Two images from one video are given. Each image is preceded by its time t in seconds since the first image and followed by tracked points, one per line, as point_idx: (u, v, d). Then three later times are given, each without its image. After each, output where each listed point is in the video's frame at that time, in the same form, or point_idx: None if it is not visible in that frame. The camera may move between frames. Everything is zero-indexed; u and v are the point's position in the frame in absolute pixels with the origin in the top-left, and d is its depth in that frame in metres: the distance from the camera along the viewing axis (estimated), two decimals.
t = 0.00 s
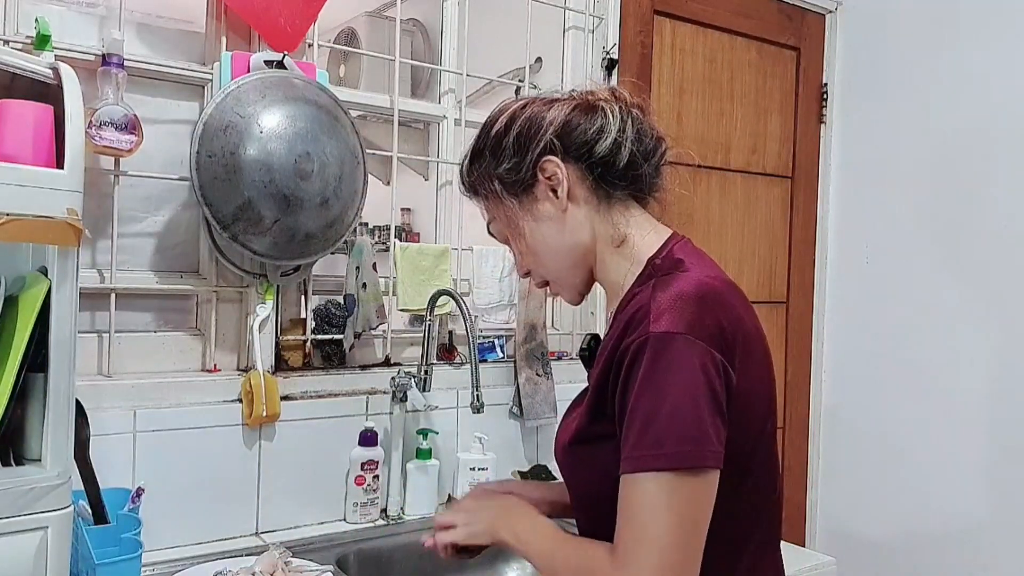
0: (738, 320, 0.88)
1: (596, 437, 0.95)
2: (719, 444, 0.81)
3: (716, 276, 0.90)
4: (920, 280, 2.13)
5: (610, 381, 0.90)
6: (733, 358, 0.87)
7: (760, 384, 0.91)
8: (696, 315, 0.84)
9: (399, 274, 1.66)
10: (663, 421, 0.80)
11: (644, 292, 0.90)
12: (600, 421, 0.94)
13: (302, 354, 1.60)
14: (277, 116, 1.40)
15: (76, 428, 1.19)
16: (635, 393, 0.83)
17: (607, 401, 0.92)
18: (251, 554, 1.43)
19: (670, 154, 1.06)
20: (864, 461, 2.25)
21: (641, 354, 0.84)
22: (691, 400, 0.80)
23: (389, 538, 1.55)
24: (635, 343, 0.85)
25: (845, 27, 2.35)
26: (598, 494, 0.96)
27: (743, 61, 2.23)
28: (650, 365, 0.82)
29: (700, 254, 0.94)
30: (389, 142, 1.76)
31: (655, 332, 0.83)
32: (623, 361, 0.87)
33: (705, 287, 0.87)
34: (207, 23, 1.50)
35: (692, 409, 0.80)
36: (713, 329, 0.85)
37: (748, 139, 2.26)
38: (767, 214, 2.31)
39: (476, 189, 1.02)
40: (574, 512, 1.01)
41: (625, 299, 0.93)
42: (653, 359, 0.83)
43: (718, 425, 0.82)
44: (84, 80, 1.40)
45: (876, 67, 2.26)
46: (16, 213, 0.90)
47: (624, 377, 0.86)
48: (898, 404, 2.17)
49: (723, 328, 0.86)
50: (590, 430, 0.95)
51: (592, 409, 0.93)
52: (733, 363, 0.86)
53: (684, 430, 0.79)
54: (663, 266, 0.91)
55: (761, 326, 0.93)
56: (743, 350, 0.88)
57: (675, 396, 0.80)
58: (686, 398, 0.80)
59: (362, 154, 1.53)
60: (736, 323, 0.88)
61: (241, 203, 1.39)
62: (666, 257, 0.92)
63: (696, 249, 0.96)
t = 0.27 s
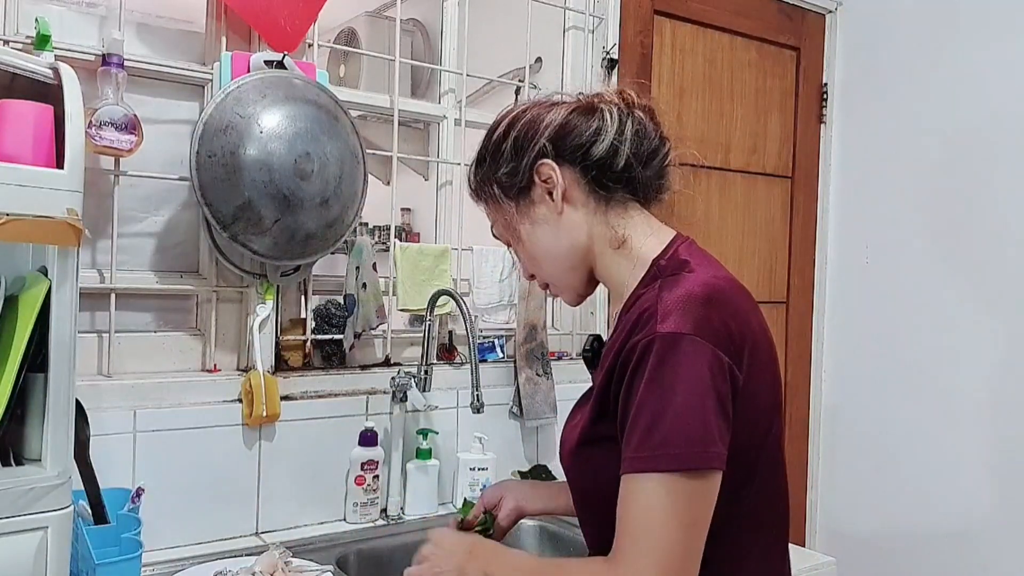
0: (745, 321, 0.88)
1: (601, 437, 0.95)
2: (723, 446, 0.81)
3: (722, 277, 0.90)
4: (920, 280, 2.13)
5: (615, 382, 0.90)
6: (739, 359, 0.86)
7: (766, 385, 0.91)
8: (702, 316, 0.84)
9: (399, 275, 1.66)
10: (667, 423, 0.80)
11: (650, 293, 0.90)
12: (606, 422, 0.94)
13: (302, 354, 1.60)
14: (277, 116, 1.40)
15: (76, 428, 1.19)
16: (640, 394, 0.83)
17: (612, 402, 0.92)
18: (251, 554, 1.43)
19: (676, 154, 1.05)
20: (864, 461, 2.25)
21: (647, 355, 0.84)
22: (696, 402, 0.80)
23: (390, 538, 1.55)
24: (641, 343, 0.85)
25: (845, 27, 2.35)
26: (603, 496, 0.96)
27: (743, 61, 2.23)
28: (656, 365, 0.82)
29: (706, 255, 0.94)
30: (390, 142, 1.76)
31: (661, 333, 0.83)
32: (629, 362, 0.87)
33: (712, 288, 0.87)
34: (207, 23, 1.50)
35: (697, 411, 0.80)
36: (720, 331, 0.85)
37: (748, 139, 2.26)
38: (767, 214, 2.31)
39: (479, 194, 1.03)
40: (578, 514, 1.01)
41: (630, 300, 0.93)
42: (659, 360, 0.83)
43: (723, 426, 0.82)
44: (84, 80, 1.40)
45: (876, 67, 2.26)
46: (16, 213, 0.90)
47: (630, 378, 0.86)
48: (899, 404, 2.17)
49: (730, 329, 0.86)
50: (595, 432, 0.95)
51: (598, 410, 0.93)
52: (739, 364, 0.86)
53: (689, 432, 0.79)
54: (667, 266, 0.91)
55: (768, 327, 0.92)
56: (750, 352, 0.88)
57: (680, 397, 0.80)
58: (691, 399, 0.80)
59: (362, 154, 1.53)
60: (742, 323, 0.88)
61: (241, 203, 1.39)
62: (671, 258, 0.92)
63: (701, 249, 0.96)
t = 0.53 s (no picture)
0: (743, 320, 0.88)
1: (602, 438, 0.95)
2: (724, 444, 0.81)
3: (720, 276, 0.90)
4: (920, 280, 2.13)
5: (615, 383, 0.90)
6: (739, 358, 0.86)
7: (766, 383, 0.91)
8: (701, 315, 0.84)
9: (399, 275, 1.66)
10: (668, 422, 0.80)
11: (648, 293, 0.90)
12: (606, 423, 0.94)
13: (302, 354, 1.60)
14: (277, 116, 1.40)
15: (76, 427, 1.19)
16: (640, 395, 0.83)
17: (612, 403, 0.92)
18: (251, 554, 1.43)
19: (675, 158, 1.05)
20: (864, 462, 2.25)
21: (647, 355, 0.84)
22: (696, 401, 0.80)
23: (389, 538, 1.55)
24: (641, 344, 0.85)
25: (845, 27, 2.35)
26: (604, 497, 0.96)
27: (743, 61, 2.23)
28: (656, 366, 0.82)
29: (704, 254, 0.94)
30: (389, 142, 1.76)
31: (661, 333, 0.84)
32: (629, 362, 0.87)
33: (710, 287, 0.87)
34: (207, 23, 1.50)
35: (698, 410, 0.80)
36: (720, 330, 0.85)
37: (748, 139, 2.26)
38: (767, 214, 2.31)
39: (475, 193, 1.03)
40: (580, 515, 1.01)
41: (628, 300, 0.93)
42: (659, 359, 0.83)
43: (724, 425, 0.82)
44: (84, 80, 1.40)
45: (876, 67, 2.26)
46: (16, 213, 0.90)
47: (630, 379, 0.86)
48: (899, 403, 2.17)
49: (728, 328, 0.86)
50: (595, 433, 0.95)
51: (598, 411, 0.93)
52: (738, 363, 0.86)
53: (689, 431, 0.79)
54: (666, 266, 0.91)
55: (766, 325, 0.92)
56: (749, 350, 0.88)
57: (680, 397, 0.80)
58: (692, 398, 0.80)
59: (362, 154, 1.53)
60: (740, 322, 0.88)
61: (241, 203, 1.39)
62: (669, 258, 0.92)
63: (699, 249, 0.96)
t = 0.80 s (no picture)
0: (742, 316, 0.88)
1: (603, 437, 0.95)
2: (725, 440, 0.81)
3: (719, 273, 0.90)
4: (920, 280, 2.13)
5: (616, 380, 0.90)
6: (739, 355, 0.86)
7: (765, 379, 0.91)
8: (701, 312, 0.85)
9: (399, 275, 1.66)
10: (668, 419, 0.80)
11: (648, 290, 0.90)
12: (607, 420, 0.94)
13: (302, 354, 1.60)
14: (277, 116, 1.40)
15: (76, 427, 1.19)
16: (642, 392, 0.83)
17: (613, 400, 0.92)
18: (251, 554, 1.43)
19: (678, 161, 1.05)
20: (864, 462, 2.25)
21: (648, 352, 0.84)
22: (696, 396, 0.80)
23: (389, 538, 1.55)
24: (640, 341, 0.85)
25: (845, 27, 2.35)
26: (605, 496, 0.96)
27: (743, 61, 2.23)
28: (657, 362, 0.83)
29: (703, 251, 0.94)
30: (389, 142, 1.76)
31: (660, 330, 0.84)
32: (629, 360, 0.87)
33: (709, 283, 0.87)
34: (207, 23, 1.49)
35: (697, 406, 0.80)
36: (720, 326, 0.85)
37: (748, 139, 2.26)
38: (767, 214, 2.31)
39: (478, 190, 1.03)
40: (579, 513, 1.01)
41: (628, 298, 0.93)
42: (659, 356, 0.83)
43: (724, 421, 0.82)
44: (84, 80, 1.40)
45: (876, 67, 2.26)
46: (16, 213, 0.90)
47: (631, 376, 0.86)
48: (899, 403, 2.17)
49: (728, 324, 0.86)
50: (596, 431, 0.95)
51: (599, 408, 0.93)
52: (738, 359, 0.86)
53: (690, 426, 0.79)
54: (666, 263, 0.91)
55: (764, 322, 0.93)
56: (748, 347, 0.88)
57: (680, 393, 0.80)
58: (691, 395, 0.80)
59: (362, 154, 1.53)
60: (739, 319, 0.88)
61: (241, 202, 1.39)
62: (669, 256, 0.92)
63: (698, 246, 0.96)
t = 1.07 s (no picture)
0: (747, 317, 0.88)
1: (606, 438, 0.95)
2: (731, 441, 0.81)
3: (724, 274, 0.90)
4: (920, 280, 2.13)
5: (621, 382, 0.90)
6: (744, 356, 0.86)
7: (768, 380, 0.90)
8: (707, 313, 0.84)
9: (399, 274, 1.66)
10: (674, 420, 0.80)
11: (653, 290, 0.89)
12: (610, 422, 0.94)
13: (302, 354, 1.60)
14: (277, 116, 1.40)
15: (76, 427, 1.19)
16: (648, 393, 0.83)
17: (618, 401, 0.92)
18: (251, 554, 1.44)
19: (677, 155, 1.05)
20: (865, 462, 2.25)
21: (654, 353, 0.84)
22: (701, 398, 0.80)
23: (390, 538, 1.55)
24: (646, 342, 0.85)
25: (845, 27, 2.35)
26: (609, 497, 0.96)
27: (743, 61, 2.23)
28: (663, 364, 0.82)
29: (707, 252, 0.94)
30: (389, 142, 1.76)
31: (667, 331, 0.83)
32: (634, 360, 0.87)
33: (715, 285, 0.87)
34: (207, 23, 1.50)
35: (703, 408, 0.80)
36: (725, 327, 0.85)
37: (748, 139, 2.26)
38: (767, 214, 2.31)
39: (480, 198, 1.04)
40: (581, 515, 1.01)
41: (632, 299, 0.93)
42: (665, 357, 0.83)
43: (730, 423, 0.82)
44: (84, 80, 1.40)
45: (876, 67, 2.26)
46: (15, 213, 0.90)
47: (637, 377, 0.86)
48: (899, 403, 2.17)
49: (733, 325, 0.86)
50: (600, 432, 0.95)
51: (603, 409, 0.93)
52: (743, 360, 0.86)
53: (696, 428, 0.79)
54: (669, 264, 0.91)
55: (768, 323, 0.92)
56: (753, 348, 0.88)
57: (686, 394, 0.80)
58: (698, 396, 0.80)
59: (362, 154, 1.53)
60: (744, 320, 0.88)
61: (241, 203, 1.39)
62: (673, 256, 0.92)
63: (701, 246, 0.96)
